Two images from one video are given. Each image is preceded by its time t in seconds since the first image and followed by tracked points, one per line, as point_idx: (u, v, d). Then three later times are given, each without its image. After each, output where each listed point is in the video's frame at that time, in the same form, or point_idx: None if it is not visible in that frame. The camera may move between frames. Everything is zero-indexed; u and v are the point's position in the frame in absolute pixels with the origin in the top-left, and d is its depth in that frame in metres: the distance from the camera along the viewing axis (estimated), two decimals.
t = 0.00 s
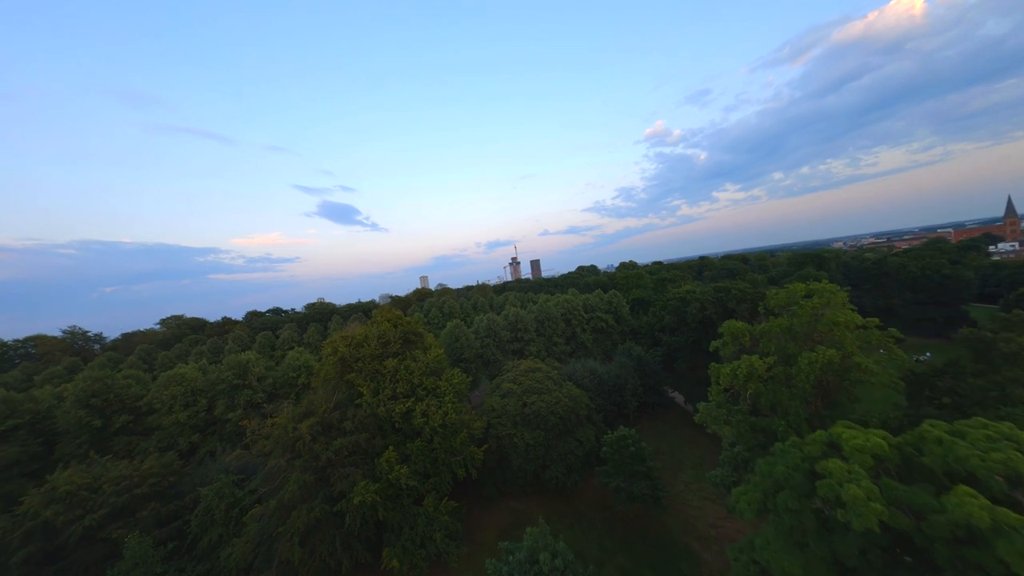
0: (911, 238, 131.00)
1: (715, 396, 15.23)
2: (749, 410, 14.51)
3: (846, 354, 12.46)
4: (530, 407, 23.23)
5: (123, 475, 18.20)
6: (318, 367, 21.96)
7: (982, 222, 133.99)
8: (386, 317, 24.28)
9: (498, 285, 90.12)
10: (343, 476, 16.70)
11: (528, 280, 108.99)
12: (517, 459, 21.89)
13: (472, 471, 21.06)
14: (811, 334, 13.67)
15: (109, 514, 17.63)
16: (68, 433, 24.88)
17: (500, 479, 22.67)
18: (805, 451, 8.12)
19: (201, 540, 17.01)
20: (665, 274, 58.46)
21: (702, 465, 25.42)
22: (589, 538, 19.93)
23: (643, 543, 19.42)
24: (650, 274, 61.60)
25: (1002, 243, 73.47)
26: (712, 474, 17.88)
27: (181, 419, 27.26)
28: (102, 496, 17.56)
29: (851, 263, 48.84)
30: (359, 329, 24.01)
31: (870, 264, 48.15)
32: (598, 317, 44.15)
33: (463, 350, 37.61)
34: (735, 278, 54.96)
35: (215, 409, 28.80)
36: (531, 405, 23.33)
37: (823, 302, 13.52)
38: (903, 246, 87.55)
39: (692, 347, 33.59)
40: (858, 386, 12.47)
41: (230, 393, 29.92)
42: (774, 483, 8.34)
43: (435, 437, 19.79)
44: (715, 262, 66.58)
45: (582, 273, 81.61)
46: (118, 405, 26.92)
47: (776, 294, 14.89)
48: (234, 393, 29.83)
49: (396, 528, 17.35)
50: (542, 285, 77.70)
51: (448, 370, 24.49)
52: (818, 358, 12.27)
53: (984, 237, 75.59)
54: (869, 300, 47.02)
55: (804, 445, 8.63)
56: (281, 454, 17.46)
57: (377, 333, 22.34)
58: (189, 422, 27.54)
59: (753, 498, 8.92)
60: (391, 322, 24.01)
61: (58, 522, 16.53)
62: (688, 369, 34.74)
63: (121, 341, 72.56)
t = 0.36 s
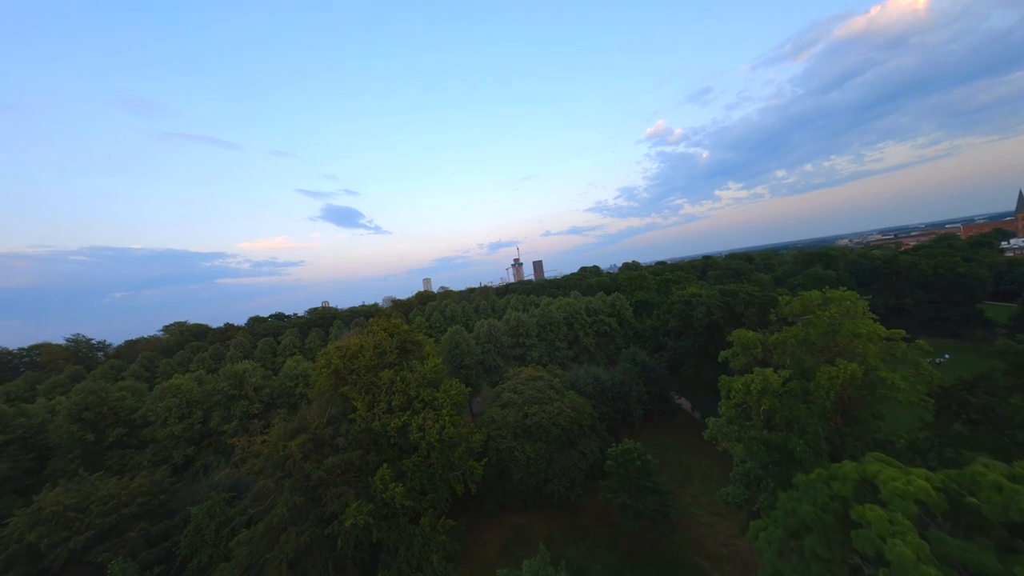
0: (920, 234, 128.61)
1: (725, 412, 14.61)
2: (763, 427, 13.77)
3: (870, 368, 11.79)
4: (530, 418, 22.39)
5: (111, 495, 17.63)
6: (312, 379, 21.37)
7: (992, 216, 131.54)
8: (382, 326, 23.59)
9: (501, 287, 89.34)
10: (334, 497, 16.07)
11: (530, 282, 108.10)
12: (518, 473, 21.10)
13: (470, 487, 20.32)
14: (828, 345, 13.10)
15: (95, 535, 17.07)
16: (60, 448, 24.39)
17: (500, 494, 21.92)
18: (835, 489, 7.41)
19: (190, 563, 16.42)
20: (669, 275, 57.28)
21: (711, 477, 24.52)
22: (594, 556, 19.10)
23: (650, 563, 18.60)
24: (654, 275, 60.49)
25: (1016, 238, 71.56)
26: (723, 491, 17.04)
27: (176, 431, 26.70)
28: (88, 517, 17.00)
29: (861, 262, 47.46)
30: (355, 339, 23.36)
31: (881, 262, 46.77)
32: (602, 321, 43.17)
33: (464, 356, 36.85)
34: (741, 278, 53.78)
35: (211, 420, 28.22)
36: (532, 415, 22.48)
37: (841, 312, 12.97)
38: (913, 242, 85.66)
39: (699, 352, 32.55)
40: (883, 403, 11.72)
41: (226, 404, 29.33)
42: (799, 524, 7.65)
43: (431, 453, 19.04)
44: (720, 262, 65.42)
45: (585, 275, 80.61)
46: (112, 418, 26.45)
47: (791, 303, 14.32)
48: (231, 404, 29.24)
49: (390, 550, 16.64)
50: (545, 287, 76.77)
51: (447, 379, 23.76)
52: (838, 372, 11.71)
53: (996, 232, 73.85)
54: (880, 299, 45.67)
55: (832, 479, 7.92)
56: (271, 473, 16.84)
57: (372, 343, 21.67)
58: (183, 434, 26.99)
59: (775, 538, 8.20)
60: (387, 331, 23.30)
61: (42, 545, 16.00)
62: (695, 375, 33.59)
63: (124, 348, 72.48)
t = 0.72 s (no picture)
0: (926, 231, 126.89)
1: (736, 428, 13.87)
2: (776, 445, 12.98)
3: (893, 384, 10.98)
4: (530, 430, 21.59)
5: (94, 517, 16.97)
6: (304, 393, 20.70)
7: (1000, 211, 129.49)
8: (377, 335, 22.89)
9: (502, 289, 88.55)
10: (323, 519, 15.41)
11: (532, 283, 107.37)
12: (517, 488, 20.32)
13: (468, 503, 19.56)
14: (846, 358, 12.39)
15: (78, 560, 16.41)
16: (49, 463, 23.80)
17: (499, 509, 21.22)
18: (868, 536, 6.69)
19: None
20: (672, 276, 56.17)
21: (719, 489, 23.65)
22: None
23: None
24: (657, 276, 59.50)
25: None
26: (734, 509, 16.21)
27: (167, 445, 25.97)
28: (71, 540, 16.39)
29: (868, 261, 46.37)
30: (349, 349, 22.64)
31: (890, 261, 45.62)
32: (604, 324, 42.19)
33: (463, 363, 36.05)
34: (745, 278, 52.68)
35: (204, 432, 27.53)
36: (531, 427, 21.66)
37: (859, 322, 12.21)
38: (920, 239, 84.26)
39: (705, 357, 31.54)
40: (908, 423, 10.90)
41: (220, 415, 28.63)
42: (826, 571, 6.97)
43: (425, 470, 18.30)
44: (723, 261, 64.26)
45: (586, 276, 79.71)
46: (102, 432, 25.81)
47: (805, 312, 13.58)
48: (224, 415, 28.55)
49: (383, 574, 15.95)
50: (546, 289, 75.90)
51: (444, 390, 23.01)
52: (858, 388, 11.01)
53: (1005, 228, 72.43)
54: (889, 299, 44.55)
55: (862, 522, 7.32)
56: (259, 494, 16.18)
57: (366, 354, 20.93)
58: (176, 448, 26.32)
59: None
60: (381, 341, 22.53)
61: (21, 572, 15.36)
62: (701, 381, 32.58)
63: (124, 355, 72.15)
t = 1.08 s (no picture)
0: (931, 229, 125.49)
1: (745, 446, 13.01)
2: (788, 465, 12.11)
3: (915, 403, 10.17)
4: (528, 442, 20.71)
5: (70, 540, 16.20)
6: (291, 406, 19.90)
7: (1004, 208, 128.08)
8: (369, 343, 22.07)
9: (502, 291, 87.82)
10: (308, 544, 14.62)
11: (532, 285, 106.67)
12: (513, 505, 19.46)
13: (462, 521, 18.71)
14: (864, 373, 11.55)
15: None
16: (32, 479, 23.04)
17: (495, 525, 20.35)
18: None
19: None
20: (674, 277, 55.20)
21: (725, 502, 22.73)
22: None
23: None
24: (658, 277, 58.59)
25: None
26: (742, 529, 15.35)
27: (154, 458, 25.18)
28: (45, 565, 15.63)
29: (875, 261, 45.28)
30: (339, 358, 21.83)
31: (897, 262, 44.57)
32: (605, 328, 41.26)
33: (460, 369, 35.19)
34: (748, 280, 51.70)
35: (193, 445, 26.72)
36: (529, 439, 20.78)
37: (876, 335, 11.38)
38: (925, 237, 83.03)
39: (709, 363, 30.56)
40: (933, 445, 10.04)
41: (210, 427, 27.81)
42: None
43: (417, 487, 17.47)
44: (726, 262, 63.26)
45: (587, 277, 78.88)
46: (87, 445, 25.03)
47: (818, 323, 12.73)
48: (215, 426, 27.74)
49: None
50: (547, 291, 75.09)
51: (438, 400, 22.16)
52: (878, 408, 10.17)
53: (1012, 226, 71.20)
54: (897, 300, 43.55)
55: None
56: (241, 516, 15.39)
57: (356, 365, 20.10)
58: (163, 461, 25.53)
59: None
60: (372, 350, 21.69)
61: None
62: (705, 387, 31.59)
63: (122, 361, 71.71)
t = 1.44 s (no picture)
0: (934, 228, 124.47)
1: (752, 466, 12.15)
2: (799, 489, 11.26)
3: (937, 427, 9.42)
4: (523, 455, 19.83)
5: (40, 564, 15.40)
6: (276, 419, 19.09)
7: (1007, 207, 127.05)
8: (359, 352, 21.22)
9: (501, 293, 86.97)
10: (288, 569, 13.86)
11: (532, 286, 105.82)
12: (508, 521, 18.65)
13: (455, 539, 17.88)
14: (880, 391, 10.76)
15: None
16: (11, 494, 22.26)
17: (490, 542, 19.55)
18: None
19: None
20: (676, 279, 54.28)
21: (730, 515, 21.89)
22: None
23: None
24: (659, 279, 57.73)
25: None
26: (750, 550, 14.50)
27: (139, 471, 24.35)
28: None
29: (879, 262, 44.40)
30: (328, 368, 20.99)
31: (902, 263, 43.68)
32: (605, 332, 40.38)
33: (457, 375, 34.33)
34: (751, 281, 50.84)
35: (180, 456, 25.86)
36: (525, 452, 19.89)
37: (894, 350, 10.54)
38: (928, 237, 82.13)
39: (712, 368, 29.61)
40: (958, 471, 9.27)
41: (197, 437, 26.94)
42: None
43: (406, 506, 16.65)
44: (727, 263, 62.41)
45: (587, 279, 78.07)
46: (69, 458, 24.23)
47: (830, 336, 11.83)
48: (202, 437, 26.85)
49: None
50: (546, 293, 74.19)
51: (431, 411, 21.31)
52: (900, 431, 9.31)
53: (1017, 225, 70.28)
54: (902, 302, 42.71)
55: None
56: (220, 539, 14.64)
57: (344, 375, 19.25)
58: (148, 474, 24.69)
59: None
60: (362, 358, 20.80)
61: None
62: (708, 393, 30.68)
63: (117, 365, 70.97)
